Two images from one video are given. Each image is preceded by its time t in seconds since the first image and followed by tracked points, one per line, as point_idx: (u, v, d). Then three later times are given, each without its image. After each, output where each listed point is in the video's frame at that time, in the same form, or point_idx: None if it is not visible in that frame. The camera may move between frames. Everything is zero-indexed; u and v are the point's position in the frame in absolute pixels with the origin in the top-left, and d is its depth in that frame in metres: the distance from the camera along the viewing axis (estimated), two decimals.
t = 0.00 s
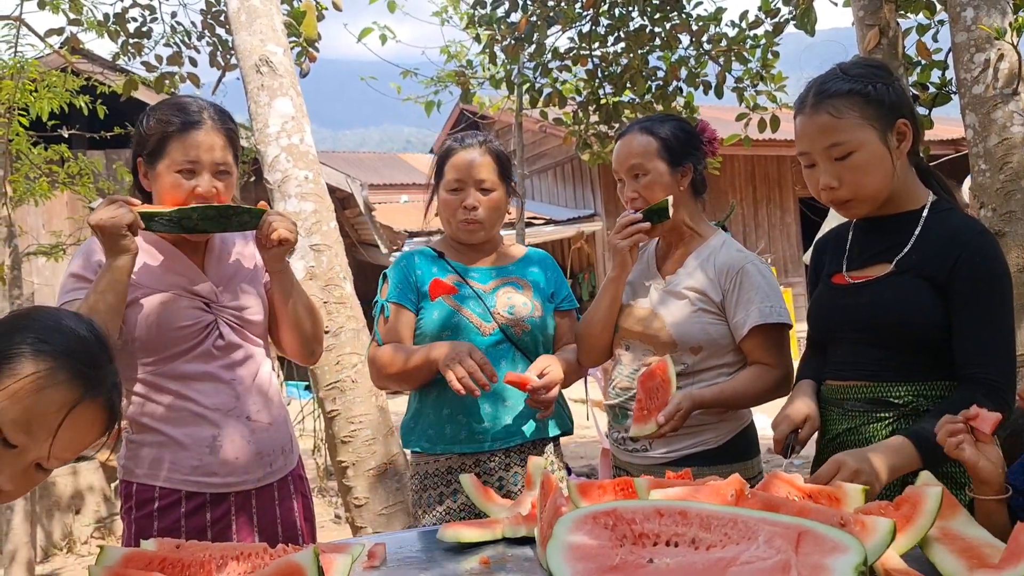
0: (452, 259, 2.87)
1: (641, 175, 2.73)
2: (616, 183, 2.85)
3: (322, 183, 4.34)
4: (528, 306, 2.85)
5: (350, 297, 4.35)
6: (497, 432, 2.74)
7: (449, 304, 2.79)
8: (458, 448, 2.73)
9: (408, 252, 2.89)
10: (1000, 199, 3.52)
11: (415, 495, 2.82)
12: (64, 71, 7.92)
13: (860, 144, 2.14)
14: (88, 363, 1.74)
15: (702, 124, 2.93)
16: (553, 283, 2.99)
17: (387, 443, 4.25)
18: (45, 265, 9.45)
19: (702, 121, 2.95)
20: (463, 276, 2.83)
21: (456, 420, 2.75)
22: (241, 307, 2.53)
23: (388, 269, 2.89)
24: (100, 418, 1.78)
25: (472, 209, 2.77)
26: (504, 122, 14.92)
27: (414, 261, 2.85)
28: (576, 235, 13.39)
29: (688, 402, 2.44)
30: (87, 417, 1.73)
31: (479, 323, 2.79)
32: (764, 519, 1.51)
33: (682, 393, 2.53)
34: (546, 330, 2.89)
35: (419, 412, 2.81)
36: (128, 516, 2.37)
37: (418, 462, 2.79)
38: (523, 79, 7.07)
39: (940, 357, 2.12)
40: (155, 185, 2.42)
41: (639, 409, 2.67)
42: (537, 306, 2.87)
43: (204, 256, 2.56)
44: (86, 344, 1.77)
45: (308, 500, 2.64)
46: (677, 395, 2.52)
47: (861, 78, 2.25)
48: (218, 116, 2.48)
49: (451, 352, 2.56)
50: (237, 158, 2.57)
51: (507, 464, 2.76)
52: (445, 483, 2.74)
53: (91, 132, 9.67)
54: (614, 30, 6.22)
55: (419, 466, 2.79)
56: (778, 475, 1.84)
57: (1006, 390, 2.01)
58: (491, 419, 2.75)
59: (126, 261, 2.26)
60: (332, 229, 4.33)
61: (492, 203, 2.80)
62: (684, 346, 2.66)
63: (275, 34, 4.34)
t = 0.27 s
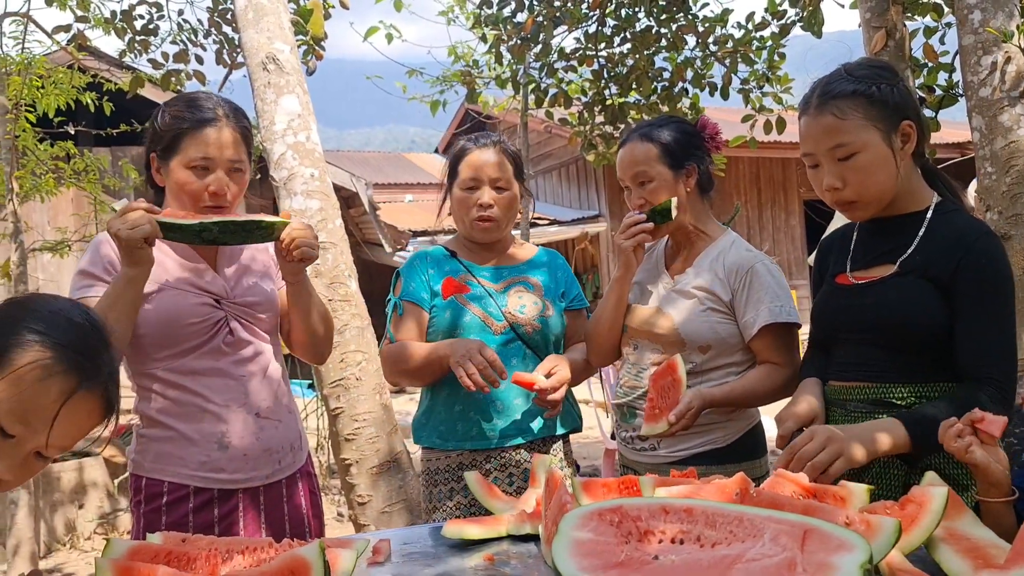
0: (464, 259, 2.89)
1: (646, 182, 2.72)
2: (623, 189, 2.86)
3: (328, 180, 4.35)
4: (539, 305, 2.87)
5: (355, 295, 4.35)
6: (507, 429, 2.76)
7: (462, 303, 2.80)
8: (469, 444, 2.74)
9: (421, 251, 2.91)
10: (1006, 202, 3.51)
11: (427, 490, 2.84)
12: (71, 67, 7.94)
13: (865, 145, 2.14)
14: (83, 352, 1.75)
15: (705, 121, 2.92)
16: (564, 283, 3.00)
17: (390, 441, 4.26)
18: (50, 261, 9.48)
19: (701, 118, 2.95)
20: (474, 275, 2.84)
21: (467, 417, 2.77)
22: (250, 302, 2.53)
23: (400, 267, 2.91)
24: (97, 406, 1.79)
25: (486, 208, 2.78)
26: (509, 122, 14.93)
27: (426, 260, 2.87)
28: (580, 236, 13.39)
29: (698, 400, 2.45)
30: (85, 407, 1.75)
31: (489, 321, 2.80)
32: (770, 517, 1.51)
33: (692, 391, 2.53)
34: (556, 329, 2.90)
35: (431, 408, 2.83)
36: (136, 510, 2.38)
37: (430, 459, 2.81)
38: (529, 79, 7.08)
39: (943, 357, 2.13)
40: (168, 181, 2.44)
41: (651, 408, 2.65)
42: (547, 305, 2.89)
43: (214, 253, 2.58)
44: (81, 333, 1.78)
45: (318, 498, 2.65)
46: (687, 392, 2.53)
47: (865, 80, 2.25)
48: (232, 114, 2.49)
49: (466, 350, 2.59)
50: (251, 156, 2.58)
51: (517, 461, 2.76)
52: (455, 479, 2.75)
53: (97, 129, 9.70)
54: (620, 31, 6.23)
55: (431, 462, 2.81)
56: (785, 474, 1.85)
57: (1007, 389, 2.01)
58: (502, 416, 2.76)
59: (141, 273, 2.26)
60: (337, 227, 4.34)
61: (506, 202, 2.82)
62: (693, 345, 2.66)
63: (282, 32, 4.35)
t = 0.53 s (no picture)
0: (476, 259, 2.89)
1: (658, 184, 2.71)
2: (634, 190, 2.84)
3: (333, 180, 4.35)
4: (550, 311, 2.88)
5: (361, 295, 4.36)
6: (517, 432, 2.77)
7: (476, 306, 2.80)
8: (478, 446, 2.75)
9: (434, 249, 2.90)
10: (1013, 206, 3.51)
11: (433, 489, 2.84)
12: (77, 66, 7.96)
13: (866, 148, 2.14)
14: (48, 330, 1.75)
15: (715, 123, 2.92)
16: (574, 287, 3.02)
17: (395, 441, 4.27)
18: (55, 259, 9.51)
19: (712, 120, 2.95)
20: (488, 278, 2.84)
21: (476, 419, 2.78)
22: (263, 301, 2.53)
23: (411, 265, 2.91)
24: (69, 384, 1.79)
25: (506, 209, 2.79)
26: (514, 122, 14.93)
27: (440, 259, 2.87)
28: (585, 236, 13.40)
29: (705, 401, 2.43)
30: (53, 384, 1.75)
31: (502, 325, 2.80)
32: (776, 521, 1.51)
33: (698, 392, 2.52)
34: (565, 334, 2.92)
35: (438, 407, 2.84)
36: (148, 509, 2.39)
37: (436, 459, 2.81)
38: (534, 80, 7.08)
39: (942, 361, 2.13)
40: (182, 175, 2.43)
41: (657, 407, 2.66)
42: (559, 311, 2.91)
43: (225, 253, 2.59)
44: (47, 311, 1.78)
45: (329, 499, 2.66)
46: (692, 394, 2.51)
47: (867, 82, 2.26)
48: (249, 112, 2.51)
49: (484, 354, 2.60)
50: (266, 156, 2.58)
51: (524, 462, 2.78)
52: (462, 480, 2.76)
53: (103, 128, 9.72)
54: (626, 32, 6.22)
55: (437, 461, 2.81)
56: (789, 476, 1.84)
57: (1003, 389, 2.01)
58: (512, 420, 2.77)
59: (152, 290, 2.24)
60: (342, 226, 4.34)
61: (525, 204, 2.84)
62: (700, 346, 2.66)
63: (289, 32, 4.36)
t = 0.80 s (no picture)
0: (487, 258, 2.89)
1: (675, 182, 2.70)
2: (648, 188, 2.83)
3: (341, 180, 4.36)
4: (555, 314, 2.87)
5: (367, 294, 4.36)
6: (516, 435, 2.76)
7: (482, 306, 2.81)
8: (477, 446, 2.75)
9: (446, 245, 2.90)
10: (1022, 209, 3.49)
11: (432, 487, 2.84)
12: (86, 64, 7.99)
13: (873, 149, 2.14)
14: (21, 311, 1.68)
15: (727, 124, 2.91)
16: (583, 291, 2.99)
17: (400, 441, 4.27)
18: (62, 257, 9.54)
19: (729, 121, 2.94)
20: (495, 277, 2.84)
21: (477, 418, 2.78)
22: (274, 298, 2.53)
23: (422, 260, 2.91)
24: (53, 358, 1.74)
25: (523, 207, 2.79)
26: (520, 123, 14.93)
27: (451, 257, 2.87)
28: (590, 237, 13.39)
29: (717, 402, 2.43)
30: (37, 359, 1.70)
31: (507, 327, 2.80)
32: (787, 523, 1.50)
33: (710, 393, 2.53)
34: (570, 339, 2.91)
35: (440, 404, 2.84)
36: (160, 506, 2.39)
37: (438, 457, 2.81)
38: (541, 80, 7.07)
39: (951, 363, 2.12)
40: (194, 172, 2.43)
41: (671, 408, 2.65)
42: (565, 315, 2.90)
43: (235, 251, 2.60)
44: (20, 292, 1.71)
45: (341, 498, 2.66)
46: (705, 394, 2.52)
47: (874, 84, 2.25)
48: (263, 111, 2.52)
49: (488, 353, 2.59)
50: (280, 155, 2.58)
51: (521, 465, 2.78)
52: (461, 480, 2.76)
53: (111, 126, 9.76)
54: (634, 33, 6.22)
55: (439, 459, 2.81)
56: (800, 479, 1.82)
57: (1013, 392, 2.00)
58: (511, 423, 2.76)
59: (170, 291, 2.22)
60: (350, 226, 4.35)
61: (543, 203, 2.84)
62: (711, 348, 2.66)
63: (297, 31, 4.36)
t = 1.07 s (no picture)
0: (496, 258, 2.89)
1: (694, 185, 2.70)
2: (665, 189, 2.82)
3: (351, 180, 4.37)
4: (563, 315, 2.87)
5: (376, 295, 4.37)
6: (519, 435, 2.75)
7: (487, 306, 2.82)
8: (481, 446, 2.75)
9: (454, 246, 2.91)
10: None
11: (439, 487, 2.85)
12: (97, 63, 8.03)
13: (884, 154, 2.13)
14: None
15: (744, 124, 2.90)
16: (591, 292, 2.98)
17: (409, 441, 4.28)
18: (72, 255, 9.59)
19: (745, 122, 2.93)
20: (503, 278, 2.85)
21: (481, 419, 2.78)
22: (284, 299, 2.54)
23: (432, 260, 2.92)
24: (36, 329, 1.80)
25: (534, 207, 2.79)
26: (529, 124, 14.93)
27: (458, 258, 2.87)
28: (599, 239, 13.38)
29: (732, 408, 2.43)
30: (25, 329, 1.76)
31: (512, 327, 2.81)
32: (798, 528, 1.51)
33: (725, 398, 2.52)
34: (578, 340, 2.90)
35: (448, 404, 2.85)
36: (172, 504, 2.40)
37: (444, 458, 2.82)
38: (551, 82, 7.07)
39: (961, 369, 2.11)
40: (210, 171, 2.44)
41: (688, 415, 2.59)
42: (571, 315, 2.88)
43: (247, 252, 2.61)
44: None
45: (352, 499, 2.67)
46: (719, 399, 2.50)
47: (886, 89, 2.24)
48: (278, 112, 2.54)
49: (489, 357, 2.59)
50: (294, 156, 2.59)
51: (524, 467, 2.75)
52: (466, 480, 2.76)
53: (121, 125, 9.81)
54: (644, 35, 6.21)
55: (445, 460, 2.82)
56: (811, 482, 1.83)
57: None
58: (514, 423, 2.75)
59: (181, 292, 2.22)
60: (359, 226, 4.36)
61: (553, 203, 2.85)
62: (723, 352, 2.65)
63: (308, 32, 4.38)
